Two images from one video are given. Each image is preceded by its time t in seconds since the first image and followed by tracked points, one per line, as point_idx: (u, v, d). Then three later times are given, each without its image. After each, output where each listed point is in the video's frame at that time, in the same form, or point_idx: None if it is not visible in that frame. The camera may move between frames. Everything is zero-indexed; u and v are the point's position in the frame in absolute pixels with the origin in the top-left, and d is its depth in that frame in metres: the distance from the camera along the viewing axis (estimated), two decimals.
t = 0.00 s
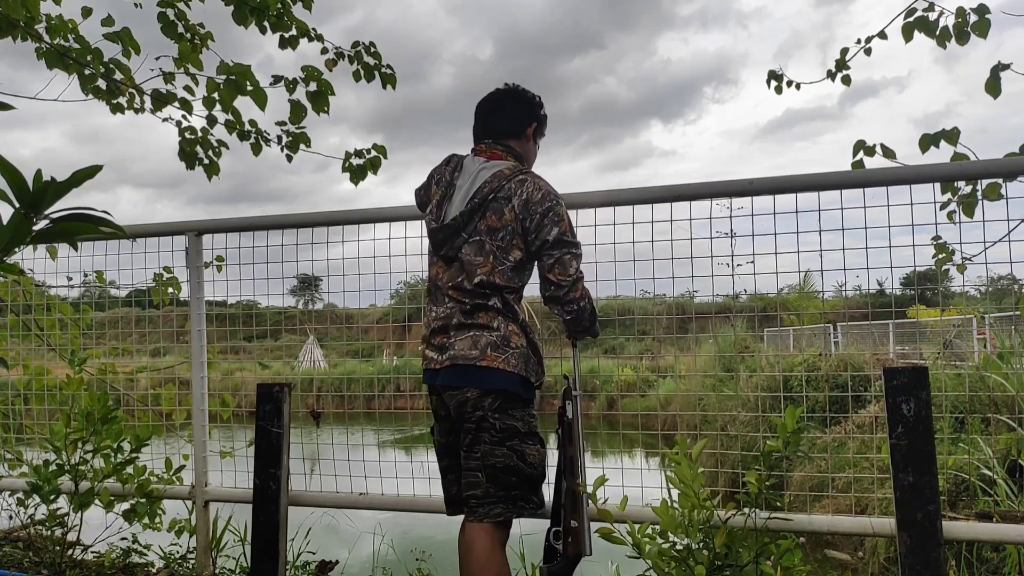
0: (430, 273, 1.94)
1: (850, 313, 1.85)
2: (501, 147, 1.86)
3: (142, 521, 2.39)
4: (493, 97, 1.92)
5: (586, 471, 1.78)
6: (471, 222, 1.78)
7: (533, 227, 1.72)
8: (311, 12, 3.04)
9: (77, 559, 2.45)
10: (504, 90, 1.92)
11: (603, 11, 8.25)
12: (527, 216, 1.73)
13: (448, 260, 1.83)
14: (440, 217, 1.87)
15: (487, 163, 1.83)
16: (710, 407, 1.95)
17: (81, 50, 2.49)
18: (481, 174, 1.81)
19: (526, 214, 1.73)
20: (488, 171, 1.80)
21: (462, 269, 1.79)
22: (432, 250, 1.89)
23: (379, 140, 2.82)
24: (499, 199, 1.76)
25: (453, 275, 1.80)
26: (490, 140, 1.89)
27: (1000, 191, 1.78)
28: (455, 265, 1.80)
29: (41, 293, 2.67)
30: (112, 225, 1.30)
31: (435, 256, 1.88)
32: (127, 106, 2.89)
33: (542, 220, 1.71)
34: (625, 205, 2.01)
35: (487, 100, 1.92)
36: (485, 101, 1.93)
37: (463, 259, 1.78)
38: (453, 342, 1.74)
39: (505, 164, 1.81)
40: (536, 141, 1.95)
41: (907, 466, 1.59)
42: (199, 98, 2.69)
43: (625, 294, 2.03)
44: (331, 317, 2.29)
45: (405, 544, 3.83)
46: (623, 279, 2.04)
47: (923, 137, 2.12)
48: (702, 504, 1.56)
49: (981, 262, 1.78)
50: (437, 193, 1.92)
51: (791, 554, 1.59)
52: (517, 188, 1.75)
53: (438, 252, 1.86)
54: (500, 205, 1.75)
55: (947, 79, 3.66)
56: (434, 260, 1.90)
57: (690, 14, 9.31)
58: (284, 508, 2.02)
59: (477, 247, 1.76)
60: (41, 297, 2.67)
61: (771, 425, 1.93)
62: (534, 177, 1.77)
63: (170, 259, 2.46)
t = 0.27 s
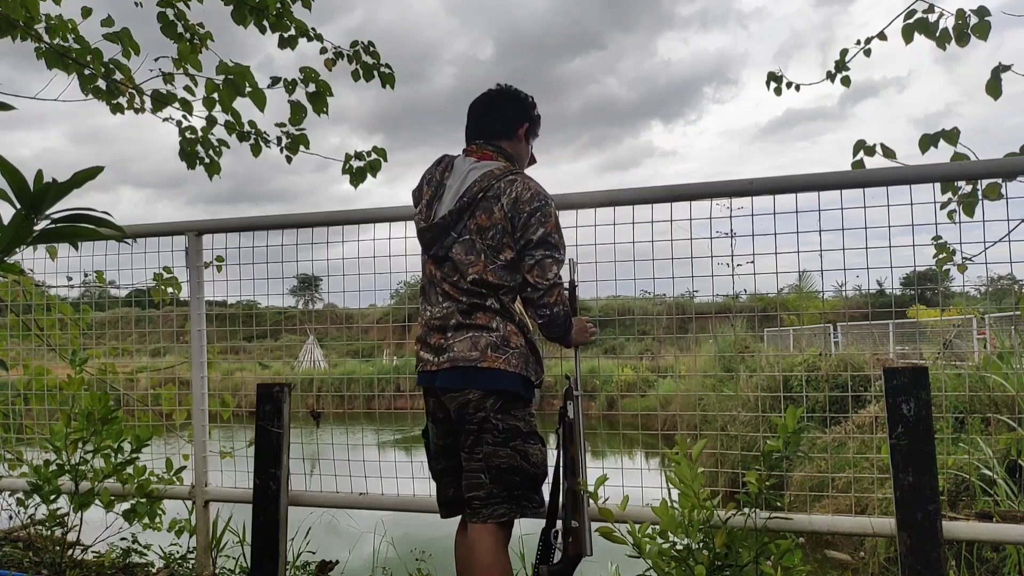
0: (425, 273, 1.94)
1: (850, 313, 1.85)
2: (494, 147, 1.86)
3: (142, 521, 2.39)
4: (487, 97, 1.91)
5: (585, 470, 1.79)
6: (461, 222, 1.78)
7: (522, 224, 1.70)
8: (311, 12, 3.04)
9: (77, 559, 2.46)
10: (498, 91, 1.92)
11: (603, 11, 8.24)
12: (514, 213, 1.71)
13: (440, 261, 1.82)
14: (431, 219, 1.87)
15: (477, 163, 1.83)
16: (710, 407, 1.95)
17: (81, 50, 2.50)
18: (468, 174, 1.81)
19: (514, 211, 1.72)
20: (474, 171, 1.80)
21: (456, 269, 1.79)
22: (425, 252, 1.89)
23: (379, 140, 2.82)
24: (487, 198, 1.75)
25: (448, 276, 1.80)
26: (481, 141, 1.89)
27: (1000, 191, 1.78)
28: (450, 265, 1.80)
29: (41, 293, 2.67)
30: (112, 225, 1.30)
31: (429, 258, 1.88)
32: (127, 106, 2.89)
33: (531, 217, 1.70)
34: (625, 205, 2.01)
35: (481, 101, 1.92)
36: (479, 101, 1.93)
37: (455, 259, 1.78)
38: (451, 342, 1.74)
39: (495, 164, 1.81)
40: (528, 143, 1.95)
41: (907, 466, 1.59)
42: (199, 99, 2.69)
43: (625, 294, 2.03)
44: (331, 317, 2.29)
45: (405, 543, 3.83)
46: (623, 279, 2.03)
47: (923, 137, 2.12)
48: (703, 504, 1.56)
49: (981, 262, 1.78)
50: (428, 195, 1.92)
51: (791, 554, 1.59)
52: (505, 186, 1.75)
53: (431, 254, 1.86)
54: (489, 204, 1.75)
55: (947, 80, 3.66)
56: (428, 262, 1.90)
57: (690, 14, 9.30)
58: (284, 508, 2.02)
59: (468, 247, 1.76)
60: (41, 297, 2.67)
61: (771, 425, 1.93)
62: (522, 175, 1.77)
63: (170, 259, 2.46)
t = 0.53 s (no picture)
0: (418, 272, 1.91)
1: (850, 313, 1.84)
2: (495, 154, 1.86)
3: (142, 521, 2.39)
4: (485, 99, 1.90)
5: (585, 470, 1.80)
6: (460, 219, 1.77)
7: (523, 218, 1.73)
8: (311, 11, 3.04)
9: (77, 559, 2.46)
10: (496, 92, 1.91)
11: (603, 11, 8.24)
12: (515, 210, 1.73)
13: (438, 258, 1.80)
14: (428, 217, 1.85)
15: (477, 164, 1.83)
16: (710, 407, 1.95)
17: (81, 50, 2.50)
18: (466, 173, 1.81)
19: (514, 207, 1.74)
20: (472, 169, 1.81)
21: (455, 268, 1.77)
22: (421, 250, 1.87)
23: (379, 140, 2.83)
24: (487, 195, 1.76)
25: (448, 274, 1.78)
26: (481, 143, 1.88)
27: (1000, 191, 1.78)
28: (449, 264, 1.78)
29: (40, 293, 2.67)
30: (112, 224, 1.29)
31: (425, 257, 1.86)
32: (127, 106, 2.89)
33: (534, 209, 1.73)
34: (625, 205, 2.01)
35: (479, 102, 1.91)
36: (476, 102, 1.91)
37: (455, 256, 1.76)
38: (452, 342, 1.73)
39: (496, 166, 1.82)
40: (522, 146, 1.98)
41: (907, 466, 1.59)
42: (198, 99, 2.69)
43: (625, 294, 2.03)
44: (331, 317, 2.29)
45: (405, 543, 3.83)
46: (623, 279, 2.03)
47: (923, 137, 2.12)
48: (703, 504, 1.56)
49: (980, 262, 1.78)
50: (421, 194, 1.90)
51: (791, 554, 1.59)
52: (503, 183, 1.76)
53: (428, 251, 1.84)
54: (488, 201, 1.75)
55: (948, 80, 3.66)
56: (423, 261, 1.88)
57: (690, 14, 9.29)
58: (284, 508, 2.02)
59: (469, 243, 1.75)
60: (41, 297, 2.67)
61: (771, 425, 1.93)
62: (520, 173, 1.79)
63: (170, 259, 2.46)
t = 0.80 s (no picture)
0: (394, 277, 1.88)
1: (850, 313, 1.84)
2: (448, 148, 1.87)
3: (142, 521, 2.39)
4: (428, 101, 1.95)
5: (585, 470, 1.80)
6: (440, 219, 1.76)
7: (500, 199, 1.76)
8: (311, 11, 3.04)
9: (77, 559, 2.46)
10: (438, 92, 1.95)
11: (603, 11, 8.23)
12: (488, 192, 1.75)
13: (422, 261, 1.78)
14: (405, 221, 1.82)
15: (427, 160, 1.83)
16: (710, 407, 1.96)
17: (82, 50, 2.50)
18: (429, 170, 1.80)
19: (486, 189, 1.74)
20: (432, 164, 1.80)
21: (440, 269, 1.76)
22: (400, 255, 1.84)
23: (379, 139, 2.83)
24: (460, 185, 1.75)
25: (433, 276, 1.76)
26: (434, 139, 1.90)
27: (1000, 191, 1.78)
28: (432, 266, 1.76)
29: (40, 293, 2.67)
30: (112, 225, 1.29)
31: (405, 263, 1.83)
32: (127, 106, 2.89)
33: (510, 186, 1.74)
34: (625, 205, 2.01)
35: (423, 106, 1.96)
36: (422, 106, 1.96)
37: (441, 258, 1.75)
38: (440, 346, 1.71)
39: (447, 154, 1.81)
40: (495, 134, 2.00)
41: (907, 466, 1.59)
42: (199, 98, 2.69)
43: (625, 294, 2.03)
44: (331, 317, 2.29)
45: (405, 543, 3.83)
46: (623, 279, 2.03)
47: (923, 137, 2.12)
48: (702, 504, 1.56)
49: (981, 262, 1.78)
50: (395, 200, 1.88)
51: (791, 554, 1.59)
52: (474, 166, 1.76)
53: (409, 257, 1.81)
54: (460, 192, 1.75)
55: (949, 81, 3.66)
56: (403, 266, 1.84)
57: (690, 14, 9.28)
58: (284, 508, 2.02)
59: (454, 241, 1.75)
60: (41, 297, 2.67)
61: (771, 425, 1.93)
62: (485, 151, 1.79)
63: (170, 259, 2.46)
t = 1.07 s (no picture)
0: (333, 262, 1.86)
1: (850, 313, 1.84)
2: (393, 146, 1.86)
3: (142, 521, 2.39)
4: (367, 99, 1.92)
5: (585, 470, 1.80)
6: (390, 217, 1.76)
7: (445, 201, 1.87)
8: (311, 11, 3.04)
9: (77, 559, 2.46)
10: (376, 92, 1.93)
11: (604, 11, 8.22)
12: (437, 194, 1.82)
13: (366, 254, 1.78)
14: (352, 213, 1.79)
15: (376, 159, 1.80)
16: (710, 407, 1.96)
17: (82, 49, 2.51)
18: (381, 168, 1.77)
19: (437, 192, 1.83)
20: (386, 164, 1.77)
21: (381, 264, 1.77)
22: (342, 245, 1.81)
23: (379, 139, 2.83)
24: (416, 186, 1.79)
25: (376, 270, 1.77)
26: (378, 137, 1.87)
27: (1000, 191, 1.78)
28: (374, 260, 1.77)
29: (40, 293, 2.67)
30: (112, 224, 1.29)
31: (348, 254, 1.80)
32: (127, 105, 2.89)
33: (454, 189, 1.87)
34: (625, 205, 2.01)
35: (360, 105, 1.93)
36: (360, 105, 1.93)
37: (387, 254, 1.76)
38: (376, 338, 1.72)
39: (398, 154, 1.81)
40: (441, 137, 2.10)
41: (907, 466, 1.59)
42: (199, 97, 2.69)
43: (625, 294, 2.03)
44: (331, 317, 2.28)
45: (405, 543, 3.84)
46: (623, 279, 2.03)
47: (923, 137, 2.13)
48: (702, 504, 1.56)
49: (981, 262, 1.78)
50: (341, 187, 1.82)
51: (791, 554, 1.59)
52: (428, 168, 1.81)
53: (355, 251, 1.79)
54: (414, 193, 1.79)
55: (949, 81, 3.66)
56: (344, 256, 1.82)
57: (691, 15, 9.27)
58: (284, 508, 2.02)
59: (401, 237, 1.77)
60: (41, 297, 2.67)
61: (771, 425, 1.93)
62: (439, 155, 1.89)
63: (170, 259, 2.46)
